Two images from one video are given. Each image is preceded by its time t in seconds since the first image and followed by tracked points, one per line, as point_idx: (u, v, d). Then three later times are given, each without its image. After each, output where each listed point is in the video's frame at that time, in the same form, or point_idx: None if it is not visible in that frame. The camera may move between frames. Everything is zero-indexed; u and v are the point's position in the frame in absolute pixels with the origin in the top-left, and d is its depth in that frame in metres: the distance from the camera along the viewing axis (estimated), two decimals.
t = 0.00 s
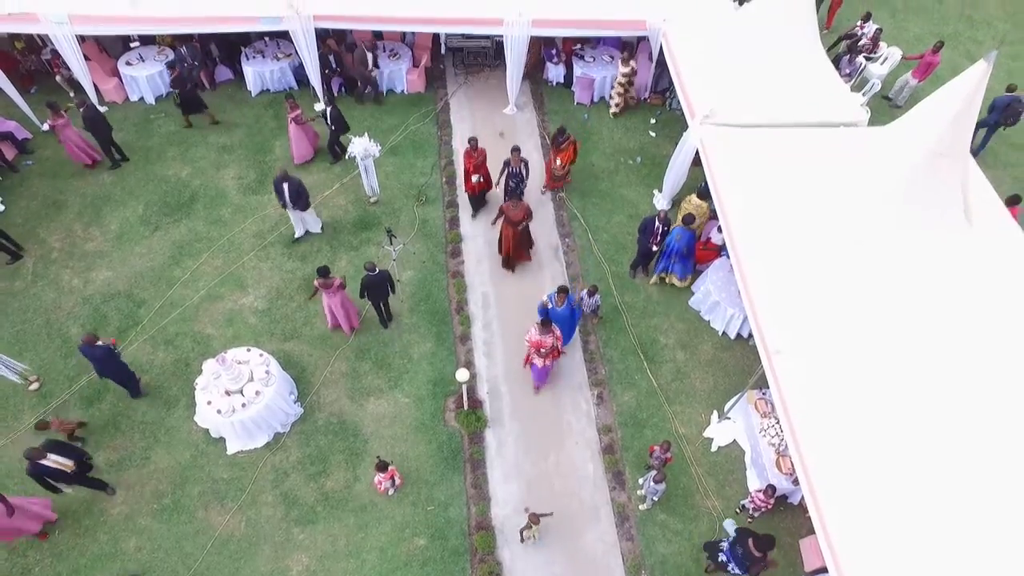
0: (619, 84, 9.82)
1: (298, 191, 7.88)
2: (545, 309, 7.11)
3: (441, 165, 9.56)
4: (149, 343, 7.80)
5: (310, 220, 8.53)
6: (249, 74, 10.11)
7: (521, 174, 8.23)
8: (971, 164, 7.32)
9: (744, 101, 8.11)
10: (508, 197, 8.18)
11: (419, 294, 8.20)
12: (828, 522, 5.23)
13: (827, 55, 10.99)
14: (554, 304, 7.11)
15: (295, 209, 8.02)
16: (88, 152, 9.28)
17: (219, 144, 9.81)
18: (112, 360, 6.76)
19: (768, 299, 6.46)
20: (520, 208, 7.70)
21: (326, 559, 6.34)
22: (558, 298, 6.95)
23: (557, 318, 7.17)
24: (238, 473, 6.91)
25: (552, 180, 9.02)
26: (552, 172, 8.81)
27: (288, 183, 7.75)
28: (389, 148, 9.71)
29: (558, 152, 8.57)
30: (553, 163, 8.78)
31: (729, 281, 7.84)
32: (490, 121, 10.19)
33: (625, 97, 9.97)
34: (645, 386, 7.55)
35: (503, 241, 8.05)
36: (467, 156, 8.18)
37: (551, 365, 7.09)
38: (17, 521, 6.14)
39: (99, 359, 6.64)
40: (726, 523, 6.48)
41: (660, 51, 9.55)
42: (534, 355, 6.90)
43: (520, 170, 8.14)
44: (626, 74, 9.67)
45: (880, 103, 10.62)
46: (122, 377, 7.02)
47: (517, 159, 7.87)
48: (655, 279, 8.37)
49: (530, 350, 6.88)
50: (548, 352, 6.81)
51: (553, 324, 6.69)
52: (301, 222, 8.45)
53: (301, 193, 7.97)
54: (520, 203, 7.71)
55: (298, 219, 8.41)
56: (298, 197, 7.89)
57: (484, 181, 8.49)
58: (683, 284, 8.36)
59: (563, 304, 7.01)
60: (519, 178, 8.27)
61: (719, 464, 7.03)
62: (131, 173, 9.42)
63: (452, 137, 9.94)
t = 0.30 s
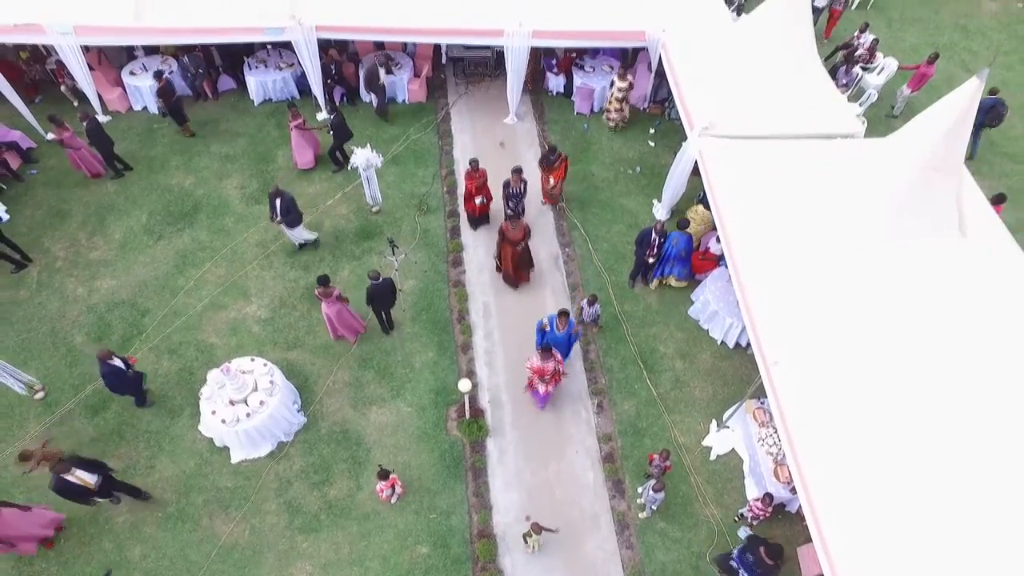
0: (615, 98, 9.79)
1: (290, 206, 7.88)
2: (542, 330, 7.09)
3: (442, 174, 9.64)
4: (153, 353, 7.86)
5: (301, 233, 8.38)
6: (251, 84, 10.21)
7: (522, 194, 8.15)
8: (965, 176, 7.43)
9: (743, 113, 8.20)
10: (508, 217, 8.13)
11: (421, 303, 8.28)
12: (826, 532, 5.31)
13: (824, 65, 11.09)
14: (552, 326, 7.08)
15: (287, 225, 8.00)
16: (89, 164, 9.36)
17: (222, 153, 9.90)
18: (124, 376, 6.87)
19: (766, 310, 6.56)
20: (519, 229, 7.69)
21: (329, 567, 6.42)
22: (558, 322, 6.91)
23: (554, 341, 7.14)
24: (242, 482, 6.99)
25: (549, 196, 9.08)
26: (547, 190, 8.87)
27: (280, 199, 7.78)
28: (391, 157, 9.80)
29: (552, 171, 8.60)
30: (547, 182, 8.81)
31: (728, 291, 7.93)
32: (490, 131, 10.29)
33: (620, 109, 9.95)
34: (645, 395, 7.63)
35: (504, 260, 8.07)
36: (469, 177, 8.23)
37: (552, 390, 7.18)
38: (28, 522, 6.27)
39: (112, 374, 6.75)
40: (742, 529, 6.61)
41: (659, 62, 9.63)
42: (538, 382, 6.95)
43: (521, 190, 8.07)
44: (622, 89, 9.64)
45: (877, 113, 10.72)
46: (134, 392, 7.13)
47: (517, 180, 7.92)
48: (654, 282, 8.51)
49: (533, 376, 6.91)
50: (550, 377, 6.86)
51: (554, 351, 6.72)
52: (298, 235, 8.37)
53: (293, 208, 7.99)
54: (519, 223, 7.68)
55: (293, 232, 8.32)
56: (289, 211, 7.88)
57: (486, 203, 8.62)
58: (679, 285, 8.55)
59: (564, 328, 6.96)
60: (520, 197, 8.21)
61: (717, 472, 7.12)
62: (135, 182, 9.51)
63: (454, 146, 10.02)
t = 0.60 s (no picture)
0: (611, 116, 9.78)
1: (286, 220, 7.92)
2: (539, 353, 6.91)
3: (444, 183, 9.71)
4: (157, 361, 7.91)
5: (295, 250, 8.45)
6: (254, 93, 10.29)
7: (525, 215, 8.20)
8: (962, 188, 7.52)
9: (742, 124, 8.29)
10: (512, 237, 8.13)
11: (424, 312, 8.35)
12: (827, 541, 5.38)
13: (822, 74, 11.19)
14: (550, 349, 6.85)
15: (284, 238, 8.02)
16: (91, 173, 9.41)
17: (225, 162, 9.96)
18: (135, 384, 6.92)
19: (766, 320, 6.63)
20: (524, 248, 7.70)
21: None
22: (557, 346, 6.67)
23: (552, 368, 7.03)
24: (246, 491, 7.04)
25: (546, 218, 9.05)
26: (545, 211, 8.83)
27: (276, 215, 7.79)
28: (393, 166, 9.87)
29: (551, 191, 8.59)
30: (546, 203, 8.77)
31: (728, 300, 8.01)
32: (491, 140, 10.36)
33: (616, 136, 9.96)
34: (646, 404, 7.71)
35: (506, 277, 8.10)
36: (473, 199, 8.23)
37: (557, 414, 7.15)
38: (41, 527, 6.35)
39: (122, 381, 6.78)
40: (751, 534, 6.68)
41: (659, 72, 9.71)
42: (541, 407, 6.95)
43: (524, 211, 8.14)
44: (619, 107, 9.63)
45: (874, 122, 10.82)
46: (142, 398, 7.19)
47: (521, 201, 7.97)
48: (654, 287, 8.61)
49: (537, 403, 6.92)
50: (554, 405, 6.86)
51: (560, 378, 6.72)
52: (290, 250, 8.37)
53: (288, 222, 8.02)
54: (524, 242, 7.70)
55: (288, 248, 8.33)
56: (284, 226, 7.89)
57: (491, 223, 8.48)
58: (677, 290, 8.70)
59: (562, 351, 6.76)
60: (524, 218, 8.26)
61: (718, 481, 7.19)
62: (139, 191, 9.58)
63: (455, 155, 10.09)
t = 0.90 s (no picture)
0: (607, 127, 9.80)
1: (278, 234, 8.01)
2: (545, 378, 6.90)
3: (445, 190, 9.74)
4: (160, 367, 7.93)
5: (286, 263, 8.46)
6: (256, 99, 10.35)
7: (529, 232, 8.16)
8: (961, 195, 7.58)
9: (742, 132, 8.35)
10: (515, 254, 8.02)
11: (426, 318, 8.38)
12: (828, 546, 5.42)
13: (821, 81, 11.27)
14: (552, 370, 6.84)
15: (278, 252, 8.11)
16: (93, 177, 9.42)
17: (227, 168, 9.99)
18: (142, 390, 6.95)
19: (766, 327, 6.70)
20: (529, 264, 7.56)
21: None
22: (557, 366, 6.68)
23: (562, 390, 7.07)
24: (249, 497, 7.06)
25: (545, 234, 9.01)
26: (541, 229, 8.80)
27: (268, 228, 7.89)
28: (395, 172, 9.91)
29: (549, 210, 8.61)
30: (541, 220, 8.78)
31: (729, 307, 8.07)
32: (492, 146, 10.41)
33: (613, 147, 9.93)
34: (647, 410, 7.75)
35: (510, 295, 8.03)
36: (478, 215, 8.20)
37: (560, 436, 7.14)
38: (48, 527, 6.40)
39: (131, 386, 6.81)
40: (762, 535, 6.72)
41: (660, 78, 9.78)
42: (544, 429, 6.88)
43: (528, 229, 8.11)
44: (614, 120, 9.63)
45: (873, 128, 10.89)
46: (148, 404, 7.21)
47: (525, 217, 7.92)
48: (652, 289, 8.66)
49: (541, 424, 6.83)
50: (557, 426, 6.78)
51: (565, 401, 6.63)
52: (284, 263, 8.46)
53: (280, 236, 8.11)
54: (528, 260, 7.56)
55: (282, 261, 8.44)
56: (276, 240, 7.97)
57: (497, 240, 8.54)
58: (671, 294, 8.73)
59: (563, 369, 6.75)
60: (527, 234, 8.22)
61: (719, 486, 7.23)
62: (141, 197, 9.62)
63: (456, 161, 10.14)
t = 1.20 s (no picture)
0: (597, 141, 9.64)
1: (266, 243, 7.78)
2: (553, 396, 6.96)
3: (444, 194, 9.77)
4: (159, 371, 7.95)
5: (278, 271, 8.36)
6: (255, 103, 10.39)
7: (527, 248, 8.02)
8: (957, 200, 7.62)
9: (740, 137, 8.38)
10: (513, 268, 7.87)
11: (425, 322, 8.40)
12: (824, 550, 5.45)
13: (819, 86, 11.31)
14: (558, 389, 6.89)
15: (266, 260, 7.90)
16: (87, 179, 9.50)
17: (226, 172, 10.02)
18: (142, 394, 6.97)
19: (764, 332, 6.74)
20: (526, 280, 7.50)
21: None
22: (562, 384, 6.72)
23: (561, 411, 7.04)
24: (248, 501, 7.08)
25: (540, 253, 8.83)
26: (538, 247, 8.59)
27: (257, 237, 7.65)
28: (394, 176, 9.95)
29: (546, 227, 8.33)
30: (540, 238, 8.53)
31: (726, 311, 8.09)
32: (491, 150, 10.45)
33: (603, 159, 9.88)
34: (645, 414, 7.78)
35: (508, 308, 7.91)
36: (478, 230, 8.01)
37: (562, 456, 6.98)
38: (48, 530, 6.41)
39: (131, 388, 6.84)
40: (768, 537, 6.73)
41: (658, 83, 9.82)
42: (547, 450, 6.79)
43: (527, 245, 7.97)
44: (604, 133, 9.48)
45: (870, 133, 10.94)
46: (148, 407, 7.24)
47: (523, 232, 7.82)
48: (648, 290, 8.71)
49: (543, 446, 6.76)
50: (561, 448, 6.70)
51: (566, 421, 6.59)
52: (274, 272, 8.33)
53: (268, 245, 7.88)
54: (526, 274, 7.50)
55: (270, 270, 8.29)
56: (263, 249, 7.76)
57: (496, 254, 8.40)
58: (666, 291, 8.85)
59: (568, 388, 6.78)
60: (526, 250, 8.05)
61: (716, 490, 7.26)
62: (141, 201, 9.64)
63: (455, 165, 10.17)
